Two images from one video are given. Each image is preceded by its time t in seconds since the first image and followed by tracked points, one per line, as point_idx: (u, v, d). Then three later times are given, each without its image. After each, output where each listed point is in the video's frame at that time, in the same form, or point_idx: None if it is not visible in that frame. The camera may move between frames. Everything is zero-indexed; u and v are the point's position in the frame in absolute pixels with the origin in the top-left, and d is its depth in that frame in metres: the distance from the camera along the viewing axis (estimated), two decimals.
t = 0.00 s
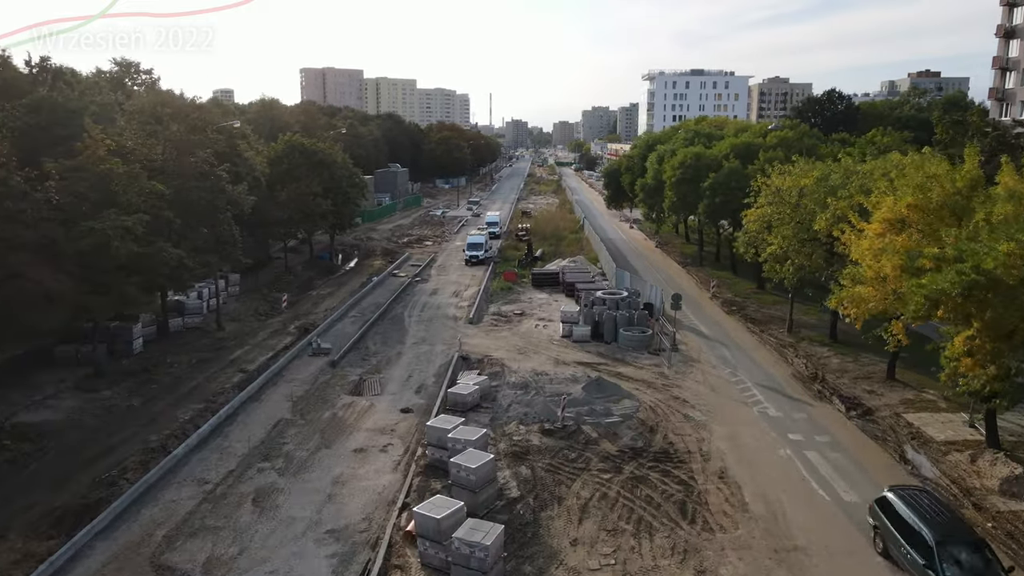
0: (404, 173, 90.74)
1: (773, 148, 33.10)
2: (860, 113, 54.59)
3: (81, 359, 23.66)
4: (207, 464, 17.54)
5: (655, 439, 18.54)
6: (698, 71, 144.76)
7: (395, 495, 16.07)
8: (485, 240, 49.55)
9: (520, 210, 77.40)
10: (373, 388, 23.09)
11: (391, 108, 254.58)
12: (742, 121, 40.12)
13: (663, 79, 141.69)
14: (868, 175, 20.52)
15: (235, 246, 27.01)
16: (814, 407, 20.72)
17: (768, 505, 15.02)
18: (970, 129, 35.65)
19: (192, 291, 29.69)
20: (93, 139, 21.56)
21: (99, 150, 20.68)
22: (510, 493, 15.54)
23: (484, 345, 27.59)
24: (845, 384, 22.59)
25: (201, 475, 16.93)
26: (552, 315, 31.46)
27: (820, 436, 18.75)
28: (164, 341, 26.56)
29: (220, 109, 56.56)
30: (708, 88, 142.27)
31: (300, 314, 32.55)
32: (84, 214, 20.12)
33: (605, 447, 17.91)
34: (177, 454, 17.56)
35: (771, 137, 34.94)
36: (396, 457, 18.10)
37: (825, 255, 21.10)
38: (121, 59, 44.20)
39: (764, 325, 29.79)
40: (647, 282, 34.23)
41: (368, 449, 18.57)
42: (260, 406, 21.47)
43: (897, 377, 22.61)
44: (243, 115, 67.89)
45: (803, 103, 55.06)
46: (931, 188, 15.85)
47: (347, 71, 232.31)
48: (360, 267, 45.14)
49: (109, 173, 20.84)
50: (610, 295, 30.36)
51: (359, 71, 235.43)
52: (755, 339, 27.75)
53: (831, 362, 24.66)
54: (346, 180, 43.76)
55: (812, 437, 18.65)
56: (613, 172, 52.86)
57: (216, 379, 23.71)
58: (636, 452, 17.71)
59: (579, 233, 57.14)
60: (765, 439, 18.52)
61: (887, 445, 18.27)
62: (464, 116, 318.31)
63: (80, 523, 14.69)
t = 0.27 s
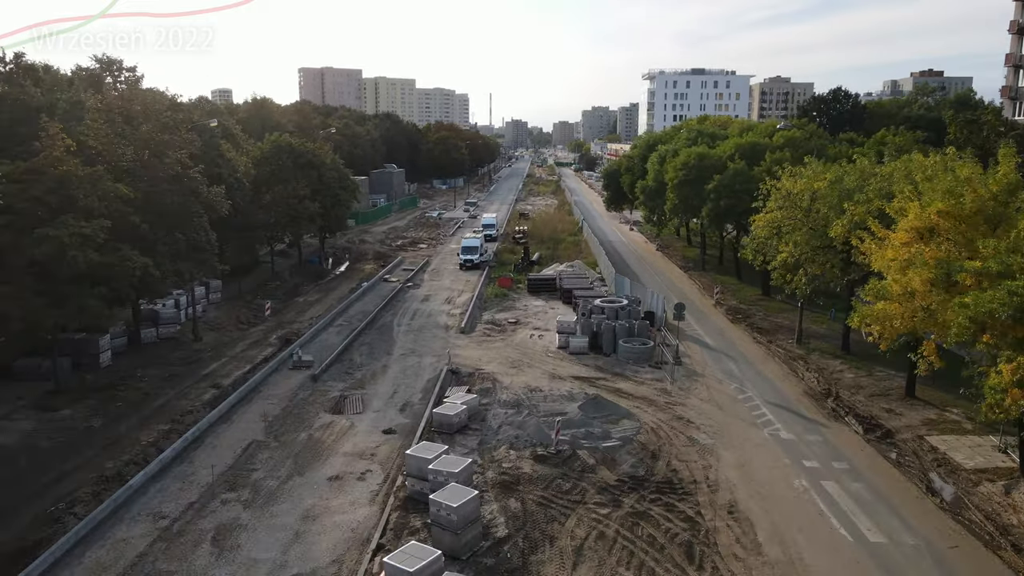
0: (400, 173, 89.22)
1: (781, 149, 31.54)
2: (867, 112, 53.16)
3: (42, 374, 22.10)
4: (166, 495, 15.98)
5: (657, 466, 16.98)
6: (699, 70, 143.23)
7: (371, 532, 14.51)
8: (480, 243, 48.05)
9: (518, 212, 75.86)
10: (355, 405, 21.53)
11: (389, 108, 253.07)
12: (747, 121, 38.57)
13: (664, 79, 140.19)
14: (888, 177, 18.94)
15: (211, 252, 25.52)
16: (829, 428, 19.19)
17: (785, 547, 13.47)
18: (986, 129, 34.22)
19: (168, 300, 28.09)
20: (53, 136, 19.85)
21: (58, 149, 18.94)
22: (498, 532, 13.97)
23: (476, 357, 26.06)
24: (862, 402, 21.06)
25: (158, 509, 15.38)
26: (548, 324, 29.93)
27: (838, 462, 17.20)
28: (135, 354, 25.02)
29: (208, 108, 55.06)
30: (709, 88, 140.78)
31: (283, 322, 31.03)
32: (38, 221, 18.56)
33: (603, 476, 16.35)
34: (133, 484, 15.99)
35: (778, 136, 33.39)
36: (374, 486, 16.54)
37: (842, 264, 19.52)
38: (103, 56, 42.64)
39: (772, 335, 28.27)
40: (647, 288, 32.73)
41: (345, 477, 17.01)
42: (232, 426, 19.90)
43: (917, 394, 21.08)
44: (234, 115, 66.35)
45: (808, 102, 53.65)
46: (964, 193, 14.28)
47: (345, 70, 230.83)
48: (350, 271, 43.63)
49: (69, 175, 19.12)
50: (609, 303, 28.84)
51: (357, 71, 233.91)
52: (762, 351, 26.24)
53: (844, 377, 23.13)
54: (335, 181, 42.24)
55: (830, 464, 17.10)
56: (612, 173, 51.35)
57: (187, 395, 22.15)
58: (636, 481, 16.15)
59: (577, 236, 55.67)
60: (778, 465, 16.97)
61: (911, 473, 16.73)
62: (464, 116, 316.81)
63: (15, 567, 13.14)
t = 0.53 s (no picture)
0: (396, 174, 87.71)
1: (789, 149, 29.99)
2: (875, 111, 51.71)
3: None
4: (119, 531, 14.45)
5: (662, 497, 15.43)
6: (700, 69, 141.73)
7: None
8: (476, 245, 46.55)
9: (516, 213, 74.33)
10: (335, 425, 20.00)
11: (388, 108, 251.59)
12: (753, 119, 37.02)
13: (664, 78, 138.66)
14: (912, 180, 17.39)
15: (186, 258, 24.03)
16: (847, 451, 17.73)
17: None
18: (1003, 127, 32.73)
19: (142, 309, 26.62)
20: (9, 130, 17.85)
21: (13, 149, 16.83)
22: None
23: (467, 369, 24.56)
24: (881, 421, 19.54)
25: (108, 548, 13.84)
26: (545, 333, 28.41)
27: (861, 492, 15.68)
28: (104, 367, 23.49)
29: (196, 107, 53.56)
30: (710, 87, 139.27)
31: (266, 331, 29.54)
32: None
33: (603, 509, 14.79)
34: (83, 518, 14.47)
35: (786, 136, 31.84)
36: (349, 519, 14.99)
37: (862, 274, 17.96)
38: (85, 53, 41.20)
39: (781, 345, 26.79)
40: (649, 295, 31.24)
41: (319, 508, 15.46)
42: (200, 449, 18.37)
43: (940, 414, 19.57)
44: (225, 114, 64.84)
45: (814, 100, 52.24)
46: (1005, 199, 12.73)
47: (343, 70, 229.37)
48: (341, 276, 42.12)
49: (21, 178, 17.17)
50: (609, 312, 27.36)
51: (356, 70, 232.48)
52: (771, 363, 24.78)
53: (861, 393, 21.62)
54: (325, 182, 40.74)
55: (852, 494, 15.57)
56: (612, 173, 49.87)
57: (155, 413, 20.60)
58: (639, 516, 14.61)
59: (576, 238, 54.20)
60: (795, 496, 15.44)
61: (942, 505, 15.20)
62: (463, 116, 315.34)
63: None
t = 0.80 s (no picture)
0: (393, 175, 86.23)
1: (800, 149, 28.41)
2: (884, 110, 50.21)
3: None
4: None
5: (670, 535, 13.89)
6: (701, 69, 140.33)
7: None
8: (472, 249, 45.07)
9: (514, 215, 72.82)
10: (314, 447, 18.46)
11: (387, 108, 250.17)
12: (760, 119, 35.45)
13: (665, 77, 137.12)
14: (942, 182, 15.85)
15: (160, 265, 22.54)
16: (871, 478, 16.26)
17: None
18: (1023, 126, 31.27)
19: (113, 319, 25.11)
20: None
21: None
22: None
23: (459, 384, 23.04)
24: (906, 444, 18.02)
25: None
26: (542, 344, 26.89)
27: (889, 529, 14.15)
28: (70, 382, 21.94)
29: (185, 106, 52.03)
30: (712, 86, 137.75)
31: (249, 341, 28.03)
32: None
33: (604, 551, 13.25)
34: (22, 562, 12.94)
35: (796, 135, 30.25)
36: (321, 562, 13.45)
37: (889, 286, 16.47)
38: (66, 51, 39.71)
39: (792, 357, 25.32)
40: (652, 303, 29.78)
41: (288, 548, 13.93)
42: (163, 476, 16.82)
43: (969, 437, 18.06)
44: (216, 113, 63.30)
45: (821, 99, 50.86)
46: None
47: (342, 70, 227.95)
48: (331, 281, 40.61)
49: None
50: (610, 322, 25.86)
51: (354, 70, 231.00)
52: (782, 377, 23.32)
53: (881, 412, 20.11)
54: (314, 183, 39.23)
55: (880, 531, 14.03)
56: (613, 175, 48.39)
57: (120, 434, 19.06)
58: (645, 559, 13.07)
59: (576, 241, 52.74)
60: (817, 534, 13.92)
61: (981, 545, 13.68)
62: (463, 116, 314.00)
63: None
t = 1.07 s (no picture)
0: (389, 175, 84.68)
1: (813, 150, 26.84)
2: (894, 109, 48.42)
3: None
4: None
5: None
6: (702, 68, 138.79)
7: None
8: (468, 253, 43.55)
9: (512, 216, 71.22)
10: (290, 476, 16.92)
11: (385, 108, 248.60)
12: (769, 118, 33.88)
13: (666, 76, 135.49)
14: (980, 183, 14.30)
15: (129, 275, 20.98)
16: (900, 513, 14.76)
17: None
18: None
19: (81, 330, 23.67)
20: None
21: None
22: None
23: (450, 402, 21.48)
24: (936, 473, 16.50)
25: None
26: (540, 356, 25.38)
27: None
28: (31, 401, 20.41)
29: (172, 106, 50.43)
30: (713, 85, 136.14)
31: (229, 353, 26.46)
32: None
33: None
34: None
35: (808, 135, 28.66)
36: None
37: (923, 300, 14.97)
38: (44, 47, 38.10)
39: (805, 371, 23.81)
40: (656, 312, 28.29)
41: None
42: (122, 511, 15.29)
43: (1006, 466, 16.53)
44: (206, 113, 61.68)
45: (829, 96, 49.49)
46: None
47: (340, 69, 226.38)
48: (321, 286, 39.04)
49: None
50: (612, 334, 24.34)
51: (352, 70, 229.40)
52: (796, 394, 21.82)
53: (906, 435, 18.59)
54: (303, 185, 37.65)
55: None
56: (614, 176, 46.88)
57: (80, 460, 17.51)
58: None
59: (576, 244, 51.25)
60: None
61: None
62: (462, 116, 312.42)
63: None
